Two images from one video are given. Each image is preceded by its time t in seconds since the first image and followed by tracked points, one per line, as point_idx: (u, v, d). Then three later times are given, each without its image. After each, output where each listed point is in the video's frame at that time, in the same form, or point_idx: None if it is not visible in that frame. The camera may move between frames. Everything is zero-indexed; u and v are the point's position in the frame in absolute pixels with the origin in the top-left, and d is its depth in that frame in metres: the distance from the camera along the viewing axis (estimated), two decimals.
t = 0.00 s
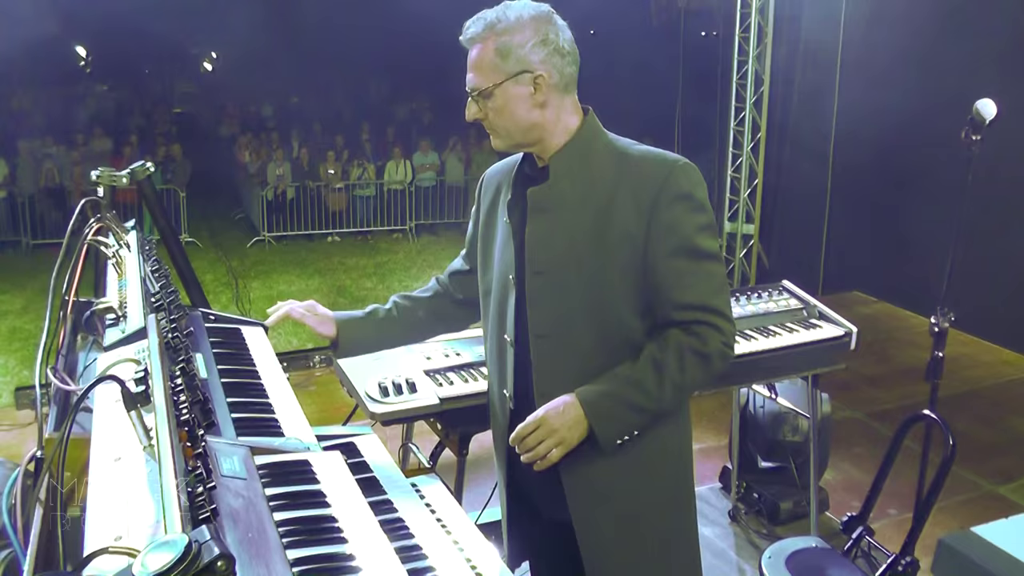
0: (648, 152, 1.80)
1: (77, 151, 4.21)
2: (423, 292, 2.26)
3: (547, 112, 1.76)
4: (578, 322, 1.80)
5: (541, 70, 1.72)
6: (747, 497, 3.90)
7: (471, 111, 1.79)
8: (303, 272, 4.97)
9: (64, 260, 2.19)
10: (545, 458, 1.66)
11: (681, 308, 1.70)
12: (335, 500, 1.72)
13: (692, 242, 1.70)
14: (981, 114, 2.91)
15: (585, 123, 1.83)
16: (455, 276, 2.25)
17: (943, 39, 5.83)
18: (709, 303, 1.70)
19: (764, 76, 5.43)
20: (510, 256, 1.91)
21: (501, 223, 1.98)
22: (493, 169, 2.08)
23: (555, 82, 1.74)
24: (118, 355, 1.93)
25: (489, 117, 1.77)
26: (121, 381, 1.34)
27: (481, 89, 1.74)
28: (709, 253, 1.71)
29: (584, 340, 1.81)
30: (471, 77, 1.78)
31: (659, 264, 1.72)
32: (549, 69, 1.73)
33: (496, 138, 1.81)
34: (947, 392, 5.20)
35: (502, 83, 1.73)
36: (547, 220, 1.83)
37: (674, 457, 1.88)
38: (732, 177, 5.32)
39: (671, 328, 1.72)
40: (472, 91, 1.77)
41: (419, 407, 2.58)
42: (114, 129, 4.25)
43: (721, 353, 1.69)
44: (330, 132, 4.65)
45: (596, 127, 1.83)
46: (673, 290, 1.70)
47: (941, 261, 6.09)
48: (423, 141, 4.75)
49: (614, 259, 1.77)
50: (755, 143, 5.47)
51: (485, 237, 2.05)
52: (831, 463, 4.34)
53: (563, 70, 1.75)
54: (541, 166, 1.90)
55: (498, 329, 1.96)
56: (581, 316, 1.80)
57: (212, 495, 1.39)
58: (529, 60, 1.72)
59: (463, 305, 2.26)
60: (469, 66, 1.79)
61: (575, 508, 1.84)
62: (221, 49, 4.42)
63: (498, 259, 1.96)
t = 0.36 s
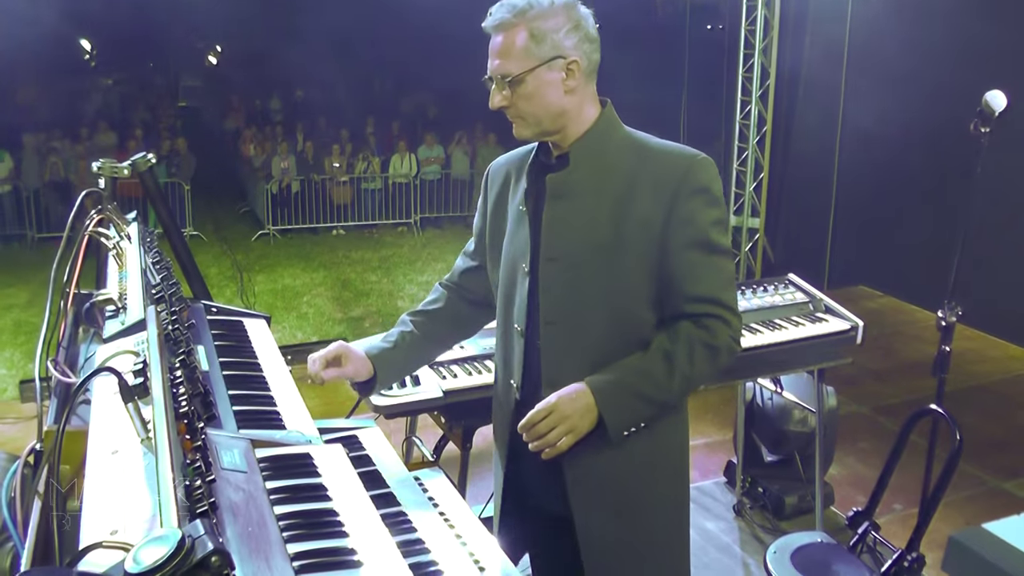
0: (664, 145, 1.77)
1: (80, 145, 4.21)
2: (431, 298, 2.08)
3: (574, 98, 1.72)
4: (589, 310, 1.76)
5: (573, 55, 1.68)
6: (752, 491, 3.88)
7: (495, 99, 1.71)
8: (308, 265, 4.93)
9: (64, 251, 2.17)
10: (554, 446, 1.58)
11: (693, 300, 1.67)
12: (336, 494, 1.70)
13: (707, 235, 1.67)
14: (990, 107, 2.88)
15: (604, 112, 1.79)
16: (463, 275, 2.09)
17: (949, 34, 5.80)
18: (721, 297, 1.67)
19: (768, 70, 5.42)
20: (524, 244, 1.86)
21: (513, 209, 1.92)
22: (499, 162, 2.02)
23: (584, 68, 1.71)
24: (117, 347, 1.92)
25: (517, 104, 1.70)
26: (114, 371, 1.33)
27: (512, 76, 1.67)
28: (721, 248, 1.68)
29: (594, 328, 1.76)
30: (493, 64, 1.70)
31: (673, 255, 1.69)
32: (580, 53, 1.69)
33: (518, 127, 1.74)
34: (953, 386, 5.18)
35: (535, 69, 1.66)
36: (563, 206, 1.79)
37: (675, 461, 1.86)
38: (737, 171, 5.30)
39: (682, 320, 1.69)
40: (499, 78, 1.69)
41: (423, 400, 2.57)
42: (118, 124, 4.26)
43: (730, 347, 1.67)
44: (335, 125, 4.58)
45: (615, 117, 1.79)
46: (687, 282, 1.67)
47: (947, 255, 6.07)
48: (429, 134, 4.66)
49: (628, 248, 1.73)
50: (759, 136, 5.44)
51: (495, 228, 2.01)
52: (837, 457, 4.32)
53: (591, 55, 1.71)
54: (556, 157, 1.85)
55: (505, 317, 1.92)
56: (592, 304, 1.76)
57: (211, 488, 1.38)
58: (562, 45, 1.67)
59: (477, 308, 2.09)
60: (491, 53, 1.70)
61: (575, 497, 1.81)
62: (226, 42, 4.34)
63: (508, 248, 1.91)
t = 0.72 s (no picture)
0: (681, 135, 1.76)
1: (85, 134, 4.19)
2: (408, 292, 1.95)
3: (589, 88, 1.68)
4: (613, 304, 1.73)
5: (591, 45, 1.64)
6: (756, 484, 3.87)
7: (509, 90, 1.65)
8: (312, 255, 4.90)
9: (66, 240, 2.16)
10: (597, 444, 1.54)
11: (718, 288, 1.65)
12: (339, 485, 1.69)
13: (728, 224, 1.67)
14: (999, 97, 2.86)
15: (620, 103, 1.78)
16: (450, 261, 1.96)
17: (958, 25, 5.76)
18: (745, 285, 1.66)
19: (774, 62, 5.39)
20: (541, 237, 1.80)
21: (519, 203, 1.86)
22: (495, 152, 1.95)
23: (600, 57, 1.67)
24: (118, 336, 1.91)
25: (532, 95, 1.65)
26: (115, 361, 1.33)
27: (528, 66, 1.62)
28: (741, 237, 1.68)
29: (619, 322, 1.73)
30: (507, 53, 1.65)
31: (696, 244, 1.68)
32: (597, 43, 1.65)
33: (531, 118, 1.69)
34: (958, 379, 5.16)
35: (553, 59, 1.62)
36: (586, 198, 1.76)
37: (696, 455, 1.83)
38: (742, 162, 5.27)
39: (707, 308, 1.67)
40: (513, 69, 1.64)
41: (426, 391, 2.56)
42: (123, 113, 4.20)
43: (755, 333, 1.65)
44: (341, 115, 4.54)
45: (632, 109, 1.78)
46: (712, 271, 1.65)
47: (953, 248, 6.04)
48: (434, 124, 4.64)
49: (652, 238, 1.71)
50: (765, 127, 5.41)
51: (494, 217, 1.91)
52: (840, 450, 4.31)
53: (607, 44, 1.67)
54: (568, 151, 1.81)
55: (524, 311, 1.82)
56: (617, 297, 1.73)
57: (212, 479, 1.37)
58: (579, 35, 1.63)
59: (465, 300, 1.97)
60: (504, 41, 1.65)
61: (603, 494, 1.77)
62: (230, 32, 4.33)
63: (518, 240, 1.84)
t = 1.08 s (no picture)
0: (716, 144, 1.68)
1: (92, 129, 4.18)
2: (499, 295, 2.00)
3: (612, 92, 1.65)
4: (624, 317, 1.69)
5: (606, 49, 1.62)
6: (763, 482, 3.86)
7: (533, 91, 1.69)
8: (318, 251, 4.92)
9: (74, 236, 2.16)
10: (578, 461, 1.60)
11: (739, 316, 1.60)
12: (347, 482, 1.69)
13: (755, 247, 1.59)
14: (1008, 93, 2.85)
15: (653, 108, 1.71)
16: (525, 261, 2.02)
17: (967, 21, 5.74)
18: (768, 312, 1.60)
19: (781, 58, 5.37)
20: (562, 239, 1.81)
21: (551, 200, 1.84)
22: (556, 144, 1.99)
23: (622, 61, 1.64)
24: (126, 332, 1.91)
25: (551, 97, 1.67)
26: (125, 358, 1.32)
27: (542, 70, 1.64)
28: (769, 260, 1.60)
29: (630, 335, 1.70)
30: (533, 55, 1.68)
31: (717, 265, 1.61)
32: (614, 47, 1.62)
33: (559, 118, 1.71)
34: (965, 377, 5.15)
35: (566, 63, 1.62)
36: (606, 207, 1.71)
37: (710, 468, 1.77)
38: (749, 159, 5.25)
39: (726, 334, 1.63)
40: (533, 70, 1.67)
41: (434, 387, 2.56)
42: (130, 108, 4.21)
43: (773, 365, 1.61)
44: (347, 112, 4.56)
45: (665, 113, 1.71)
46: (732, 296, 1.59)
47: (961, 245, 6.03)
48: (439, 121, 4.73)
49: (670, 254, 1.65)
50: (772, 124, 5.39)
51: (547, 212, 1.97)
52: (847, 448, 4.30)
53: (630, 48, 1.64)
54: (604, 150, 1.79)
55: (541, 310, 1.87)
56: (627, 310, 1.69)
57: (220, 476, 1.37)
58: (593, 39, 1.61)
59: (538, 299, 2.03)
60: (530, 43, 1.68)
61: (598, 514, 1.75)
62: (237, 27, 4.34)
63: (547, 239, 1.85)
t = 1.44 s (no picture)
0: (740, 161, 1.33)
1: (96, 126, 4.16)
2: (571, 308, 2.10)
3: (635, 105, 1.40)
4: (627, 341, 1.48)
5: (609, 61, 1.37)
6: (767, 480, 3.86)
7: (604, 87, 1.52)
8: (323, 248, 4.92)
9: (79, 231, 2.16)
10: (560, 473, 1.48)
11: (708, 366, 1.29)
12: (351, 479, 1.68)
13: (724, 292, 1.25)
14: (1015, 92, 2.83)
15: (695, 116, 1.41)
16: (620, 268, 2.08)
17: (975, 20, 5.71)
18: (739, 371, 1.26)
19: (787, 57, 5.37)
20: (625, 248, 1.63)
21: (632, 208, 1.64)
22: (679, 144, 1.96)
23: (633, 74, 1.37)
24: (130, 327, 1.91)
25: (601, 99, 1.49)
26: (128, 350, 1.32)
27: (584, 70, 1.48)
28: (752, 311, 1.25)
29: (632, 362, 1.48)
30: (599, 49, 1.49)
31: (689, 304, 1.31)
32: (619, 59, 1.36)
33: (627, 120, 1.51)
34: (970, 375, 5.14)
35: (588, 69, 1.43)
36: (626, 218, 1.49)
37: (725, 525, 1.46)
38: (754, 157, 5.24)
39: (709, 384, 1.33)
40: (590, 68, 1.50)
41: (438, 383, 2.55)
42: (135, 104, 4.17)
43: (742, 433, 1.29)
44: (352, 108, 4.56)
45: (707, 122, 1.40)
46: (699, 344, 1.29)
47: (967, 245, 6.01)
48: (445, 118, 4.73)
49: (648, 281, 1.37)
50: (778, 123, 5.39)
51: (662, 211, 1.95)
52: (851, 446, 4.29)
53: (643, 61, 1.35)
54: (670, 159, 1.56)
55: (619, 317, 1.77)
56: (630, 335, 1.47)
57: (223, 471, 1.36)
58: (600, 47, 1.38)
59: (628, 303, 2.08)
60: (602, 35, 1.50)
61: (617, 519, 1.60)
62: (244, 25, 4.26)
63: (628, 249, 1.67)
